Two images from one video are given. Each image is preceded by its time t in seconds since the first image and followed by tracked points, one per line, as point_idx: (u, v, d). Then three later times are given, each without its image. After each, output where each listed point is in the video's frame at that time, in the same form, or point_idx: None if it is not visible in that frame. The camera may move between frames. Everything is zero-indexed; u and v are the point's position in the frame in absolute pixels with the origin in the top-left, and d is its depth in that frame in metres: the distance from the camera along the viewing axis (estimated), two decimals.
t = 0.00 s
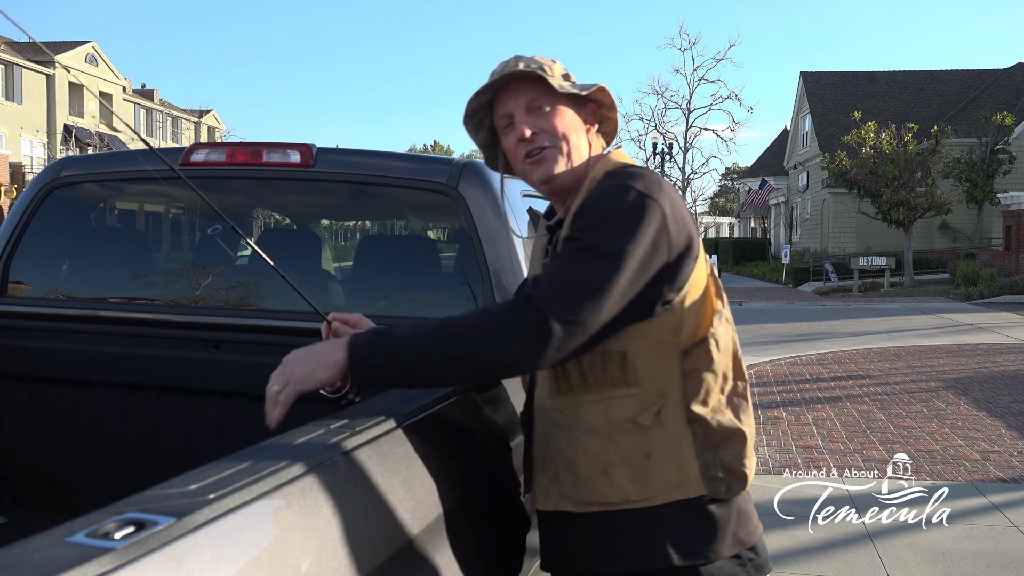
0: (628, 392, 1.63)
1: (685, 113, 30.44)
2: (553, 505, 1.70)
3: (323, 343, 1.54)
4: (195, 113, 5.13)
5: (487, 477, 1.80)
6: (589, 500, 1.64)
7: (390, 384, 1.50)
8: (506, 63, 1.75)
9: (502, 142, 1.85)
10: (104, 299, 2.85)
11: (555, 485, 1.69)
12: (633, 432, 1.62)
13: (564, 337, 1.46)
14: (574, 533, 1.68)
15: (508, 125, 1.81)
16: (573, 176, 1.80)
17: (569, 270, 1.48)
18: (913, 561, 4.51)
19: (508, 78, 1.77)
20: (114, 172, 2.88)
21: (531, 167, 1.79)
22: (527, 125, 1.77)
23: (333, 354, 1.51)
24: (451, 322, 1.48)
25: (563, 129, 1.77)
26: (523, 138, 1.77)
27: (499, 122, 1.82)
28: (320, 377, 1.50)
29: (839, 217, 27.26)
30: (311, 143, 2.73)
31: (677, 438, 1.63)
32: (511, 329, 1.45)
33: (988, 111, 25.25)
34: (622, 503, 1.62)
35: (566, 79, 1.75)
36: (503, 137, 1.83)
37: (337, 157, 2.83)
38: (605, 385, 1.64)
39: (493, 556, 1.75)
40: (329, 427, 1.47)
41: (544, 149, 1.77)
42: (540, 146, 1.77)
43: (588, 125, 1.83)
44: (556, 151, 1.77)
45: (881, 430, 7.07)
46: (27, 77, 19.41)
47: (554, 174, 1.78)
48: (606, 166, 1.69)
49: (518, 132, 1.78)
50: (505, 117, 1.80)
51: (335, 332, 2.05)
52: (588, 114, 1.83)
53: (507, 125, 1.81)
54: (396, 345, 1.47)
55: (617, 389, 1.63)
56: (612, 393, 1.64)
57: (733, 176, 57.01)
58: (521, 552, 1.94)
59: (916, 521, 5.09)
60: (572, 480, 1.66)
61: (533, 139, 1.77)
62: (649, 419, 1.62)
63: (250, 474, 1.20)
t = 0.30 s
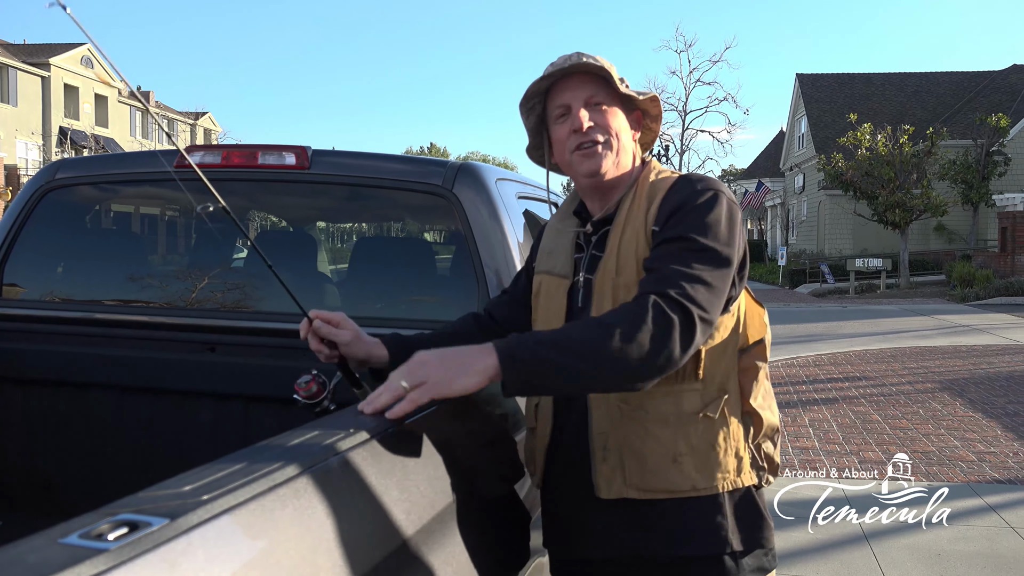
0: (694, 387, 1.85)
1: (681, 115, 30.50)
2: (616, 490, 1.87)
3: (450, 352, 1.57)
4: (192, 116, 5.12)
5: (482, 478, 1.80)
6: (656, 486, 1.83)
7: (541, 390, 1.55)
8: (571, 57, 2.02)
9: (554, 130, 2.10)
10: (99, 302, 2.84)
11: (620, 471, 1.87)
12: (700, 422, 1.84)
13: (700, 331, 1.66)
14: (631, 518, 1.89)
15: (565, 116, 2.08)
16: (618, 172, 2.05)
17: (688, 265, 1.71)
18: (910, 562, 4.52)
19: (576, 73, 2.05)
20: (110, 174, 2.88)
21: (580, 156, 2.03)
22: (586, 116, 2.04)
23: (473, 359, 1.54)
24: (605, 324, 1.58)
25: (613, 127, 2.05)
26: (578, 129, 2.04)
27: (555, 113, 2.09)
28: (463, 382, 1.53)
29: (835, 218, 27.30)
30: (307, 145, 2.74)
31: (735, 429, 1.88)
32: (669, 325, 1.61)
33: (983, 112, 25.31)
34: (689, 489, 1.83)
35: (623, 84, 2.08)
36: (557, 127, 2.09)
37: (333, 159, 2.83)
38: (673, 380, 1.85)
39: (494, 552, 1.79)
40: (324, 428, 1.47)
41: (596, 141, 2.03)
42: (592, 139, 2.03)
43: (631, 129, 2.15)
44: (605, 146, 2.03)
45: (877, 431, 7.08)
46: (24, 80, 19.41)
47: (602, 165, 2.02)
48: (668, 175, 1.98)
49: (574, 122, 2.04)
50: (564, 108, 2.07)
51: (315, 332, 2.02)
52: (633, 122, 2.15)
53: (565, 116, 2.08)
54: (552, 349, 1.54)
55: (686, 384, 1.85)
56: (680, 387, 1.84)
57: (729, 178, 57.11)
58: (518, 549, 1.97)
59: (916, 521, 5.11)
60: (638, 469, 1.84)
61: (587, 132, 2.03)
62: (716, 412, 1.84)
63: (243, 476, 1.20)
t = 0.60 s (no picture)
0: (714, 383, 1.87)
1: (677, 117, 30.55)
2: (644, 489, 1.86)
3: (469, 357, 1.63)
4: (187, 117, 5.12)
5: (478, 479, 1.80)
6: (685, 483, 1.83)
7: (551, 395, 1.60)
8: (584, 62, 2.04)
9: (562, 135, 2.11)
10: (94, 303, 2.84)
11: (647, 470, 1.86)
12: (723, 417, 1.86)
13: (704, 326, 1.69)
14: (656, 516, 1.89)
15: (575, 120, 2.09)
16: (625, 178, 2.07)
17: (693, 262, 1.73)
18: (906, 562, 4.53)
19: (588, 79, 2.07)
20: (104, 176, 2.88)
21: (588, 161, 2.05)
22: (596, 122, 2.06)
23: (489, 365, 1.61)
24: (611, 325, 1.62)
25: (622, 134, 2.07)
26: (589, 135, 2.05)
27: (565, 116, 2.10)
28: (478, 387, 1.59)
29: (830, 219, 27.35)
30: (302, 146, 2.74)
31: (754, 423, 1.91)
32: (671, 322, 1.64)
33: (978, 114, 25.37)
34: (716, 484, 1.84)
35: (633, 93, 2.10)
36: (567, 130, 2.10)
37: (329, 160, 2.84)
38: (694, 376, 1.85)
39: (492, 552, 1.80)
40: (320, 428, 1.47)
41: (605, 147, 2.04)
42: (601, 145, 2.04)
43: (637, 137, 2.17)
44: (614, 151, 2.05)
45: (872, 432, 7.10)
46: (20, 83, 19.37)
47: (610, 171, 2.03)
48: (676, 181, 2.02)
49: (585, 127, 2.06)
50: (574, 113, 2.08)
51: (319, 346, 1.97)
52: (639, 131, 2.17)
53: (575, 121, 2.09)
54: (560, 353, 1.59)
55: (705, 380, 1.86)
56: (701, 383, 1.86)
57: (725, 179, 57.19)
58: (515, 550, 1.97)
59: (918, 521, 5.12)
60: (665, 468, 1.84)
61: (597, 137, 2.05)
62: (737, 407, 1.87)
63: (238, 476, 1.20)
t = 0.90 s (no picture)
0: (698, 382, 1.87)
1: (674, 117, 30.55)
2: (635, 494, 1.87)
3: (397, 361, 1.60)
4: (184, 119, 5.11)
5: (473, 479, 1.80)
6: (674, 486, 1.85)
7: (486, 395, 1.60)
8: (554, 70, 2.02)
9: (537, 144, 2.10)
10: (90, 304, 2.83)
11: (636, 475, 1.87)
12: (708, 416, 1.86)
13: (634, 315, 1.67)
14: (652, 520, 1.90)
15: (549, 129, 2.07)
16: (603, 185, 2.06)
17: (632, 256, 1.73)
18: (902, 561, 4.54)
19: (558, 87, 2.05)
20: (100, 177, 2.88)
21: (564, 171, 2.04)
22: (569, 131, 2.04)
23: (412, 371, 1.57)
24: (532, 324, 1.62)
25: (598, 140, 2.05)
26: (563, 144, 2.04)
27: (538, 126, 2.09)
28: (396, 392, 1.55)
29: (826, 219, 27.38)
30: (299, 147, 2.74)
31: (743, 418, 1.90)
32: (592, 310, 1.64)
33: (973, 114, 25.44)
34: (706, 484, 1.85)
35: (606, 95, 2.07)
36: (540, 140, 2.09)
37: (325, 161, 2.84)
38: (676, 377, 1.86)
39: (485, 552, 1.80)
40: (316, 428, 1.47)
41: (580, 156, 2.03)
42: (576, 154, 2.03)
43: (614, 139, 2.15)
44: (589, 160, 2.03)
45: (869, 432, 7.11)
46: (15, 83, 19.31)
47: (585, 181, 2.03)
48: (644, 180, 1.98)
49: (559, 136, 2.04)
50: (547, 122, 2.07)
51: (310, 353, 1.97)
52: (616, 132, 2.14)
53: (549, 130, 2.07)
54: (476, 358, 1.57)
55: (687, 380, 1.86)
56: (684, 384, 1.87)
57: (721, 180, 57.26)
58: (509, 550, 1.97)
59: (916, 520, 5.13)
60: (653, 471, 1.85)
61: (571, 146, 2.03)
62: (722, 405, 1.86)
63: (234, 476, 1.20)
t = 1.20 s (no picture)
0: (692, 392, 1.86)
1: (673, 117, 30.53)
2: (632, 508, 1.88)
3: (375, 376, 1.61)
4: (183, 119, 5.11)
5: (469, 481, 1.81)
6: (670, 499, 1.85)
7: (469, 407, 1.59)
8: (536, 85, 1.98)
9: (526, 159, 2.09)
10: (89, 304, 2.83)
11: (632, 488, 1.88)
12: (703, 427, 1.85)
13: (611, 321, 1.66)
14: (652, 532, 1.90)
15: (535, 145, 2.05)
16: (595, 199, 2.05)
17: (612, 260, 1.72)
18: (900, 561, 4.54)
19: (541, 102, 2.01)
20: (98, 177, 2.88)
21: (553, 189, 2.03)
22: (554, 148, 2.02)
23: (389, 387, 1.58)
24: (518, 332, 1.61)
25: (586, 154, 2.03)
26: (549, 162, 2.02)
27: (525, 142, 2.07)
28: (372, 408, 1.55)
29: (824, 219, 27.41)
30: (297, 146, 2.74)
31: (741, 427, 1.88)
32: (568, 317, 1.63)
33: (971, 114, 25.46)
34: (703, 497, 1.85)
35: (593, 104, 2.01)
36: (528, 157, 2.07)
37: (323, 160, 2.83)
38: (669, 388, 1.86)
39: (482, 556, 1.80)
40: (313, 428, 1.47)
41: (568, 173, 2.02)
42: (563, 171, 2.01)
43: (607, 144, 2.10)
44: (578, 176, 2.02)
45: (867, 431, 7.11)
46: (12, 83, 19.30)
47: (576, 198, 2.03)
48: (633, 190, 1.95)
49: (544, 154, 2.02)
50: (533, 138, 2.05)
51: (306, 354, 1.97)
52: (609, 137, 2.09)
53: (535, 146, 2.05)
54: (458, 368, 1.57)
55: (682, 391, 1.86)
56: (678, 395, 1.86)
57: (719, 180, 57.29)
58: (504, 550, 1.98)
59: (915, 520, 5.13)
60: (649, 484, 1.85)
61: (558, 164, 2.01)
62: (717, 416, 1.85)
63: (232, 475, 1.20)
